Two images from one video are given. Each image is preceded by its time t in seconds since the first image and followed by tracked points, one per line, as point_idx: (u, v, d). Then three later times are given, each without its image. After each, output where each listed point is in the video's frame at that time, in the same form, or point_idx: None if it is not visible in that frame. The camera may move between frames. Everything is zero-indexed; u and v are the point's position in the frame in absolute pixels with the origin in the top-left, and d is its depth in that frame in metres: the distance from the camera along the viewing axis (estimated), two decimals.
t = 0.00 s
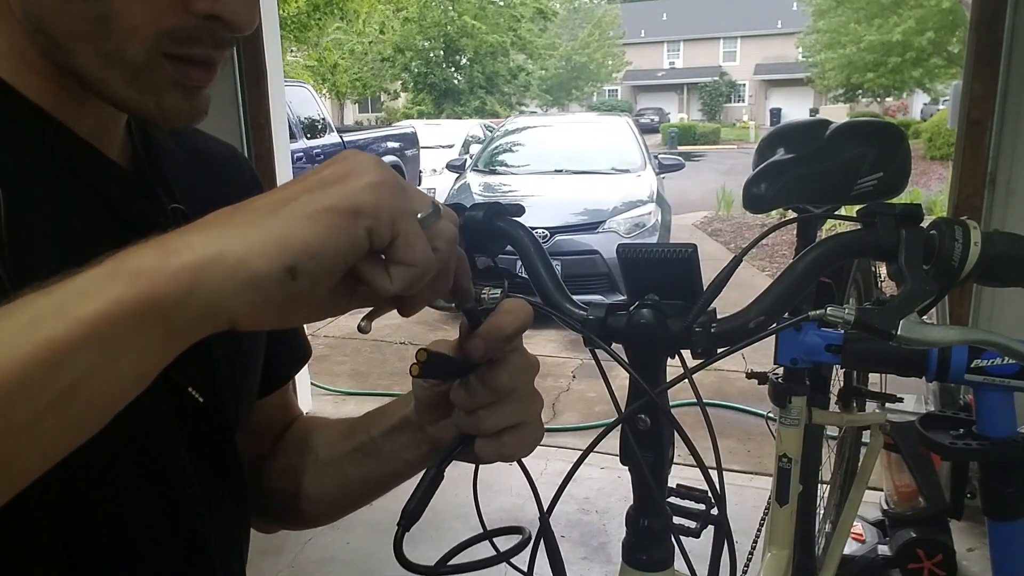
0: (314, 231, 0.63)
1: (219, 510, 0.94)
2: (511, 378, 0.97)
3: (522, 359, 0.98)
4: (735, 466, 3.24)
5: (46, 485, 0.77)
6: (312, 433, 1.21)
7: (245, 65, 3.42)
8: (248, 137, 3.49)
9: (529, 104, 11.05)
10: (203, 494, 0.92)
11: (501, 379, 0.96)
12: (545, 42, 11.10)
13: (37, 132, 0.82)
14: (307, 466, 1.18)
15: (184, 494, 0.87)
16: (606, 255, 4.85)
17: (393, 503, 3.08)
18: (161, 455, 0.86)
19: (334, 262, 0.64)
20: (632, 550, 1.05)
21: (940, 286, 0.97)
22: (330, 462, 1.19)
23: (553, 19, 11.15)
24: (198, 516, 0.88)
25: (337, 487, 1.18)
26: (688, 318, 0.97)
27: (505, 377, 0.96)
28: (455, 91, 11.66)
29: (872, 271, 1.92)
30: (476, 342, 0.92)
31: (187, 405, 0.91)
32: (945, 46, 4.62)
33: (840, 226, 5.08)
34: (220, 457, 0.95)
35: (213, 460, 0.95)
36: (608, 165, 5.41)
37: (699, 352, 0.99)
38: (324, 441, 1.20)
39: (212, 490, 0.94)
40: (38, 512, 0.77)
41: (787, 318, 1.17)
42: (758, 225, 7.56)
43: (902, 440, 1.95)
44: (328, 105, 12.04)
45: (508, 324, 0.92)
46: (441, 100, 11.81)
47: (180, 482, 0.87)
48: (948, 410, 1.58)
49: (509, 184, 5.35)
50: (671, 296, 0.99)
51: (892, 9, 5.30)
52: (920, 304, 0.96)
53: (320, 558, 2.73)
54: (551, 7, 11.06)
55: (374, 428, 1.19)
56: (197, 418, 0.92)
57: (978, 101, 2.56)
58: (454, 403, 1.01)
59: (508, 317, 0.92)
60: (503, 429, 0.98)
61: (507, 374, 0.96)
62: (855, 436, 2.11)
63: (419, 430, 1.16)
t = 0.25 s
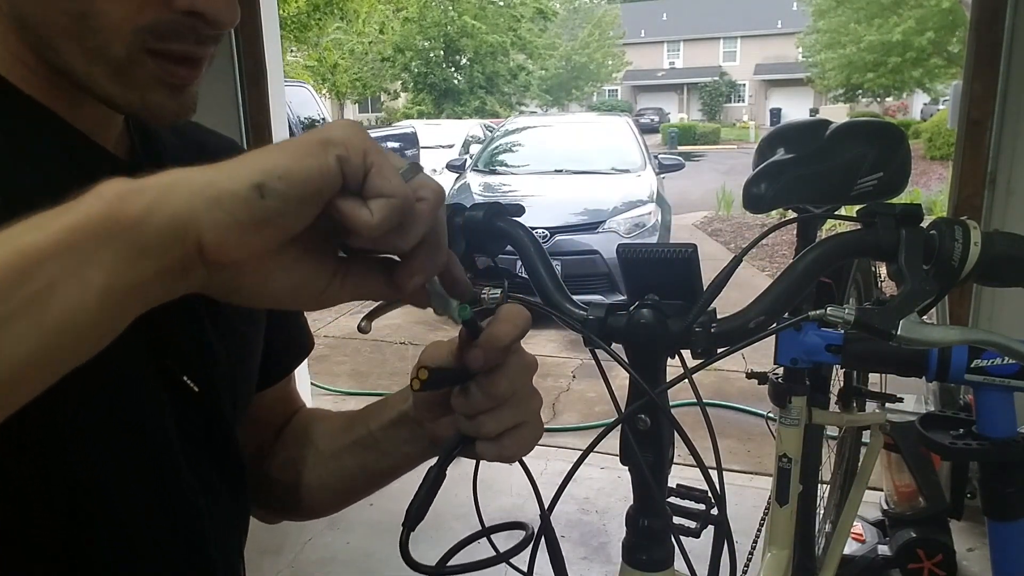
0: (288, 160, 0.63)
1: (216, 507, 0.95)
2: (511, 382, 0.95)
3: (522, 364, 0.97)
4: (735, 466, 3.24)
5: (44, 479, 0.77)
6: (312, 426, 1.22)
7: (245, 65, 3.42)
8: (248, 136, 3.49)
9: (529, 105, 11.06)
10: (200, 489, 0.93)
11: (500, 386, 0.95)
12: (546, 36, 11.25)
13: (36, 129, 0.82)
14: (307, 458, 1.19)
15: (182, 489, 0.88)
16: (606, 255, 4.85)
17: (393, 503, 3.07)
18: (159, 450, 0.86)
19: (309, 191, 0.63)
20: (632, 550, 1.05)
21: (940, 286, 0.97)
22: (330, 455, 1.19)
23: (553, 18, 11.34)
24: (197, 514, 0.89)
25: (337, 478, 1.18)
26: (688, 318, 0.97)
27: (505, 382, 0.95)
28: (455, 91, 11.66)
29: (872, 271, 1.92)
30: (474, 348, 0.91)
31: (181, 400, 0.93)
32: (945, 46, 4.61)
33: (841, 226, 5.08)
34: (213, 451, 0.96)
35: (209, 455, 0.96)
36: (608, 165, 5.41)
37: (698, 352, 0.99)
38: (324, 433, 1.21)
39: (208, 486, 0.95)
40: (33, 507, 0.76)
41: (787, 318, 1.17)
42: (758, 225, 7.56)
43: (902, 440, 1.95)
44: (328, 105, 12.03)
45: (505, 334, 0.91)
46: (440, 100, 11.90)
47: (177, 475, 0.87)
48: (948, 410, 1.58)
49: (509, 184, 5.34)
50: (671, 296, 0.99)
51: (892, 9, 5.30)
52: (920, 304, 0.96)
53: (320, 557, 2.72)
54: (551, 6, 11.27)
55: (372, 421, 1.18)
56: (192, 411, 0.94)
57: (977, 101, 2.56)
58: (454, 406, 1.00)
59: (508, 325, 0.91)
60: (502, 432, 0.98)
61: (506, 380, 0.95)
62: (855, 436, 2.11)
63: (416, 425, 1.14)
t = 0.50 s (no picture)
0: (162, 284, 0.51)
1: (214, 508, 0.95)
2: (495, 376, 0.94)
3: (509, 360, 0.95)
4: (736, 466, 3.24)
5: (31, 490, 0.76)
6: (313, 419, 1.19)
7: (246, 65, 3.41)
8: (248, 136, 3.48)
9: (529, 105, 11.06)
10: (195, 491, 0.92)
11: (484, 379, 0.93)
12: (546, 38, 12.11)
13: (26, 135, 0.80)
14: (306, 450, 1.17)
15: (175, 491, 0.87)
16: (606, 255, 4.84)
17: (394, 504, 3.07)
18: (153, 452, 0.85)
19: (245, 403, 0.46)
20: (632, 550, 1.06)
21: (941, 285, 0.97)
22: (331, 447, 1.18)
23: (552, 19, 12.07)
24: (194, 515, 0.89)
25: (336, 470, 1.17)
26: (689, 316, 0.97)
27: (489, 377, 0.93)
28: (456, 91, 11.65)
29: (872, 271, 1.92)
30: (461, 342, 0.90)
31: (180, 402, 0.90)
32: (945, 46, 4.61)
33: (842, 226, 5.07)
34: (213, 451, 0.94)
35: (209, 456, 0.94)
36: (608, 165, 5.41)
37: (699, 352, 0.99)
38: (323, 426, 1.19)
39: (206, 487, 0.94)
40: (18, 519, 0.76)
41: (787, 318, 1.17)
42: (757, 225, 7.56)
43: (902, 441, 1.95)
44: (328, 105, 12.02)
45: (496, 322, 0.90)
46: (440, 99, 12.17)
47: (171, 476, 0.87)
48: (948, 410, 1.58)
49: (509, 184, 5.34)
50: (671, 295, 0.99)
51: (892, 9, 5.30)
52: (920, 304, 0.96)
53: (321, 558, 2.72)
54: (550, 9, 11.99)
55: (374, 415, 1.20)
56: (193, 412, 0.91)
57: (977, 101, 2.56)
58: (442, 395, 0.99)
59: (493, 321, 0.90)
60: (486, 424, 0.96)
61: (491, 373, 0.94)
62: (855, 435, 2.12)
63: (416, 417, 1.15)
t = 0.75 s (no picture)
0: None
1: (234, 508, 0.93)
2: (492, 405, 0.91)
3: (509, 393, 0.94)
4: (736, 467, 3.24)
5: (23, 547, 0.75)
6: (324, 401, 1.15)
7: (245, 65, 3.41)
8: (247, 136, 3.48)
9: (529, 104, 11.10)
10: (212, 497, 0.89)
11: (479, 407, 0.91)
12: (546, 39, 12.11)
13: None
14: (310, 433, 1.13)
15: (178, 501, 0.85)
16: (606, 255, 4.84)
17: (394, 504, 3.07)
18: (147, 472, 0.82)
19: None
20: (632, 550, 1.06)
21: (941, 286, 0.97)
22: (331, 437, 1.12)
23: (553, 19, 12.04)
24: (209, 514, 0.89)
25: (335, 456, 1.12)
26: (689, 317, 0.97)
27: (485, 405, 0.91)
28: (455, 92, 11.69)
29: (871, 270, 1.93)
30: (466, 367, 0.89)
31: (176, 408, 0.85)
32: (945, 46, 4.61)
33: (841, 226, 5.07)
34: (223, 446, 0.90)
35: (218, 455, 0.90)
36: (608, 165, 5.41)
37: (699, 352, 0.99)
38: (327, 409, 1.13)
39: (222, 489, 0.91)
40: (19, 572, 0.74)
41: (786, 318, 1.17)
42: (757, 225, 7.56)
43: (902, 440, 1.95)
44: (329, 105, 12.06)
45: (496, 365, 0.89)
46: (440, 99, 12.18)
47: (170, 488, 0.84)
48: (948, 410, 1.58)
49: (509, 184, 5.34)
50: (671, 295, 0.99)
51: (892, 9, 5.30)
52: (920, 304, 0.95)
53: (321, 558, 2.72)
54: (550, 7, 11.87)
55: (377, 411, 1.11)
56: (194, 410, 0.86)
57: (977, 101, 2.56)
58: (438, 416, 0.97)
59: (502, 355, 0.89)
60: (477, 451, 0.93)
61: (487, 401, 0.91)
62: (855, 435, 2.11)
63: (415, 423, 1.07)
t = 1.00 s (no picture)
0: None
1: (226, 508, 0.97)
2: (479, 410, 0.87)
3: (500, 397, 0.88)
4: (736, 467, 3.24)
5: (12, 554, 0.81)
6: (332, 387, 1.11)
7: (245, 65, 3.41)
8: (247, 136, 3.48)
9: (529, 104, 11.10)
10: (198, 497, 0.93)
11: (466, 413, 0.87)
12: (545, 40, 12.12)
13: None
14: (318, 416, 1.11)
15: (162, 501, 0.89)
16: (606, 255, 4.84)
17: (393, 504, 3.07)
18: (125, 477, 0.86)
19: None
20: (632, 549, 1.06)
21: (940, 286, 0.97)
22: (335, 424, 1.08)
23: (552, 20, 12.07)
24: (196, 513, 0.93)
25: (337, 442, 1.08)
26: (690, 317, 0.97)
27: (474, 409, 0.87)
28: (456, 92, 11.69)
29: (872, 271, 1.93)
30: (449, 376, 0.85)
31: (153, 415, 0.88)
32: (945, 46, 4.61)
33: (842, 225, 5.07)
34: (208, 447, 0.93)
35: (205, 457, 0.93)
36: (608, 165, 5.41)
37: (698, 352, 0.99)
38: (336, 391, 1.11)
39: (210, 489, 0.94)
40: (14, 575, 0.81)
41: (787, 318, 1.17)
42: (757, 225, 7.56)
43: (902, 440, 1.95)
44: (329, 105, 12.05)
45: (481, 376, 0.84)
46: (440, 99, 12.19)
47: (153, 490, 0.88)
48: (948, 410, 1.58)
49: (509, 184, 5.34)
50: (672, 295, 0.99)
51: (892, 9, 5.30)
52: (920, 304, 0.95)
53: (320, 557, 2.72)
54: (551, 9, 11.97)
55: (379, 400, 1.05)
56: (174, 416, 0.90)
57: (977, 101, 2.56)
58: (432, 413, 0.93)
59: (486, 365, 0.83)
60: (468, 453, 0.90)
61: (474, 406, 0.87)
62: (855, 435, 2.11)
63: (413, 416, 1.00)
